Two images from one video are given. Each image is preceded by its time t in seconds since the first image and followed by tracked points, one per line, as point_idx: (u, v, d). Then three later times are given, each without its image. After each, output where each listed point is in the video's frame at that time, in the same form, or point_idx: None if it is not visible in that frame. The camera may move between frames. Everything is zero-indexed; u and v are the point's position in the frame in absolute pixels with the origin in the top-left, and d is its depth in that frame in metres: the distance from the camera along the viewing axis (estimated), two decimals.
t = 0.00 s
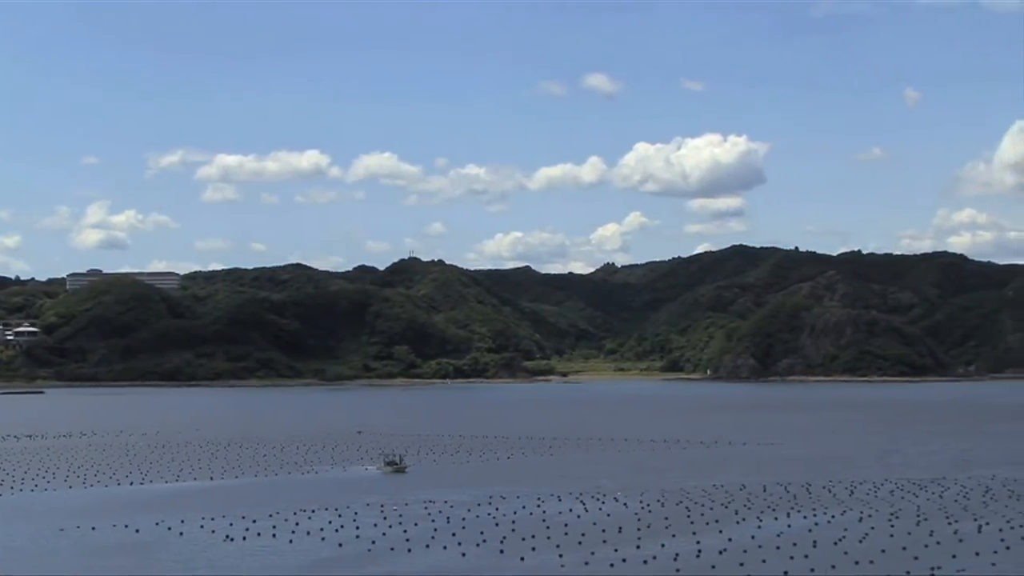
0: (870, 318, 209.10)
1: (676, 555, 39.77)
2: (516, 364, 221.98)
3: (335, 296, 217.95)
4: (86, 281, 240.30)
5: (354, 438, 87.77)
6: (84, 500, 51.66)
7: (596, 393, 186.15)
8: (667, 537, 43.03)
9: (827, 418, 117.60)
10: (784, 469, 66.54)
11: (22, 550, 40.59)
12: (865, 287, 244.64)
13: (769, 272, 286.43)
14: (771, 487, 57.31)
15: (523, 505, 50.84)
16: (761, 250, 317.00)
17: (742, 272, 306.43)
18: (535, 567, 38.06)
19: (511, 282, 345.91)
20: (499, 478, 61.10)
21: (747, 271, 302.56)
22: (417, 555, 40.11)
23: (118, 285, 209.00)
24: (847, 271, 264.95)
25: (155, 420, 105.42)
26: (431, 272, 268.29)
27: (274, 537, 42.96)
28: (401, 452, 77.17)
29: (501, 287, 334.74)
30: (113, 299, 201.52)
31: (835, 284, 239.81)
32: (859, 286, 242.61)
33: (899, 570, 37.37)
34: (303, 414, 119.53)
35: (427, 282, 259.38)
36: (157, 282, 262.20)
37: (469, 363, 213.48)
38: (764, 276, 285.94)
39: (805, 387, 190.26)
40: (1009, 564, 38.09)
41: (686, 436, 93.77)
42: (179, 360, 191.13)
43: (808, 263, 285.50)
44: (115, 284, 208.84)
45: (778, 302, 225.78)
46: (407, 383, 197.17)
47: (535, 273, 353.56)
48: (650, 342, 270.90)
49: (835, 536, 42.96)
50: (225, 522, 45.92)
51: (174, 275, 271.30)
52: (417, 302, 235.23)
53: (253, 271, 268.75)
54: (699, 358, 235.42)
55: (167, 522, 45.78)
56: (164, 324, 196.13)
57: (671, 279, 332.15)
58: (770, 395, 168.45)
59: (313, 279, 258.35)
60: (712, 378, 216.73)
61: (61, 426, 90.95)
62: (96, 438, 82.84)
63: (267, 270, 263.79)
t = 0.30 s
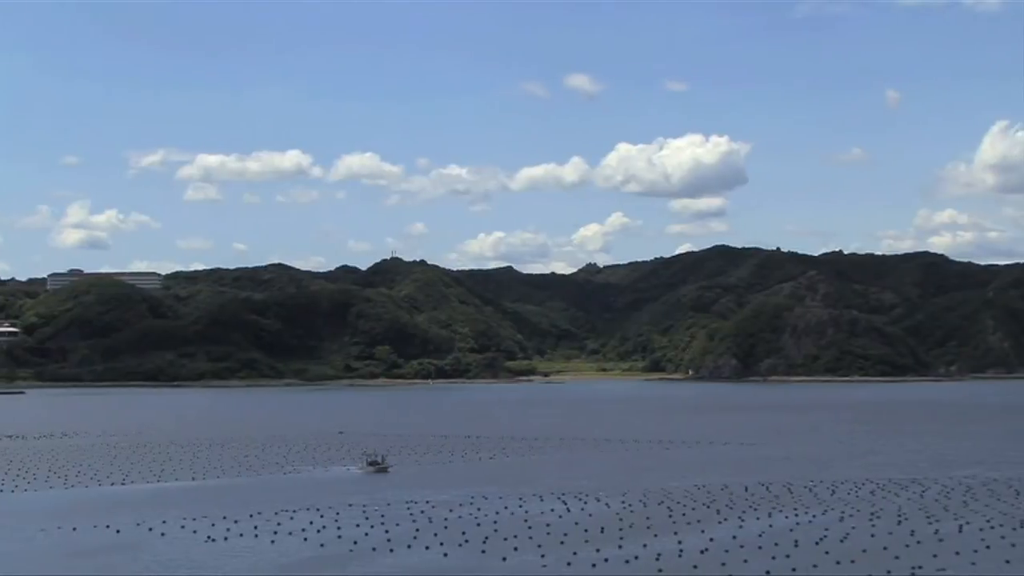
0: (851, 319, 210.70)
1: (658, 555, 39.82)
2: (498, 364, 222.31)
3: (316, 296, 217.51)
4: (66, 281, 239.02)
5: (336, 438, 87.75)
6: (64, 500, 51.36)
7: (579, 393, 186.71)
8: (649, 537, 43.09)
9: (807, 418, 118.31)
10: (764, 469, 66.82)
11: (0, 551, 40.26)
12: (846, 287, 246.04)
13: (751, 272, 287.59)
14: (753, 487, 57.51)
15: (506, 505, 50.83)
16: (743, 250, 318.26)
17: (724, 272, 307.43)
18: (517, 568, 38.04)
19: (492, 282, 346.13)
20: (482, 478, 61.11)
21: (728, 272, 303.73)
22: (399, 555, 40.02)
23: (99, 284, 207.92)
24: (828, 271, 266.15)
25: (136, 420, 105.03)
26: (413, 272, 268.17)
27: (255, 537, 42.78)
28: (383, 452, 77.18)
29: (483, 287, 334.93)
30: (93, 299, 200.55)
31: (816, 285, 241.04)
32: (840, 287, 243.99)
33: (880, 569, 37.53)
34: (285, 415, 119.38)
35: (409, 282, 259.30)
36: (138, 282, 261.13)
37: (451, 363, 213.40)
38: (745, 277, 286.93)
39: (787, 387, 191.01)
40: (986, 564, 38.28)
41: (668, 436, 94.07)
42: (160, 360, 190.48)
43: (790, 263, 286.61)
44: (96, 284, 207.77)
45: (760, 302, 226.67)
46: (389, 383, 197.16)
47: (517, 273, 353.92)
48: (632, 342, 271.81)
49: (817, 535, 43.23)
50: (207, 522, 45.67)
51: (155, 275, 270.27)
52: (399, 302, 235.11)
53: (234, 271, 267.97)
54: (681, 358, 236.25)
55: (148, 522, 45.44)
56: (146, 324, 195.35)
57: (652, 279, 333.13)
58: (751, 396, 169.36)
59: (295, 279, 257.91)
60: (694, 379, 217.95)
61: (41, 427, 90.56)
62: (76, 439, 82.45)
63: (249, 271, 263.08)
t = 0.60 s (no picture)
0: (831, 319, 211.53)
1: (638, 555, 39.88)
2: (479, 364, 222.25)
3: (297, 296, 216.68)
4: (44, 282, 237.44)
5: (316, 438, 87.58)
6: (43, 501, 51.13)
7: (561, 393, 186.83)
8: (629, 537, 43.15)
9: (788, 418, 118.67)
10: (744, 469, 66.98)
11: None
12: (827, 287, 247.10)
13: (731, 273, 288.49)
14: (733, 487, 57.63)
15: (487, 505, 50.83)
16: (723, 250, 319.25)
17: (704, 273, 308.33)
18: (498, 568, 38.03)
19: (473, 282, 346.00)
20: (463, 478, 61.10)
21: (708, 272, 304.57)
22: (380, 555, 39.97)
23: (78, 284, 206.60)
24: (808, 271, 267.36)
25: (115, 420, 104.51)
26: (394, 272, 267.71)
27: (236, 538, 42.62)
28: (363, 452, 77.06)
29: (464, 287, 334.71)
30: (73, 298, 199.26)
31: (797, 285, 242.07)
32: (821, 287, 245.00)
33: (859, 569, 37.65)
34: (265, 415, 119.02)
35: (390, 282, 258.83)
36: (117, 282, 259.71)
37: (432, 363, 213.16)
38: (726, 277, 287.78)
39: (767, 387, 191.77)
40: (965, 563, 38.53)
41: (650, 436, 94.13)
42: (140, 360, 189.49)
43: (770, 263, 287.64)
44: (75, 284, 206.46)
45: (740, 302, 227.23)
46: (370, 383, 196.74)
47: (497, 273, 353.94)
48: (613, 342, 272.36)
49: (797, 535, 43.35)
50: (187, 522, 45.47)
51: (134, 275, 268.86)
52: (379, 302, 234.61)
53: (214, 271, 266.83)
54: (661, 358, 236.63)
55: (128, 523, 45.18)
56: (126, 324, 194.26)
57: (633, 279, 333.72)
58: (731, 396, 169.83)
59: (275, 279, 257.06)
60: (674, 379, 218.78)
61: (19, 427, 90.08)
62: (55, 439, 82.04)
63: (229, 271, 262.00)
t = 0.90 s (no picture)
0: (813, 319, 212.37)
1: (621, 555, 39.95)
2: (462, 364, 222.37)
3: (280, 296, 215.97)
4: (26, 281, 236.28)
5: (299, 437, 87.64)
6: (25, 500, 51.02)
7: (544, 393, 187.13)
8: (611, 537, 43.26)
9: (769, 418, 119.13)
10: (726, 469, 67.20)
11: None
12: (809, 287, 248.10)
13: (714, 273, 289.34)
14: (716, 487, 57.80)
15: (470, 505, 50.88)
16: (705, 250, 320.19)
17: (687, 273, 309.19)
18: (481, 568, 38.07)
19: (456, 282, 345.97)
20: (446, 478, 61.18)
21: (691, 272, 305.47)
22: (363, 555, 39.96)
23: (60, 284, 205.65)
24: (790, 271, 268.49)
25: (97, 420, 104.26)
26: (377, 272, 267.35)
27: (218, 539, 42.39)
28: (346, 452, 77.13)
29: (447, 287, 334.63)
30: (54, 298, 198.28)
31: (779, 285, 243.00)
32: (803, 287, 245.94)
33: (842, 569, 37.81)
34: (247, 415, 118.83)
35: (373, 283, 258.47)
36: (99, 282, 258.55)
37: (414, 363, 213.16)
38: (708, 277, 288.71)
39: (750, 386, 192.60)
40: (947, 562, 38.79)
41: (633, 437, 94.29)
42: (122, 361, 188.96)
43: (752, 263, 288.71)
44: (57, 284, 205.50)
45: (723, 302, 227.83)
46: (353, 383, 196.53)
47: (480, 273, 354.03)
48: (596, 342, 273.01)
49: (779, 534, 43.59)
50: (168, 523, 45.19)
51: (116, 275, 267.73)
52: (362, 302, 234.32)
53: (196, 271, 265.91)
54: (644, 358, 237.10)
55: (110, 524, 44.89)
56: (108, 324, 193.60)
57: (616, 279, 334.35)
58: (713, 396, 170.39)
59: (258, 279, 256.43)
60: (657, 379, 219.63)
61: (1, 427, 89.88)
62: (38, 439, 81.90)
63: (211, 271, 261.12)
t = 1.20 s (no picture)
0: (797, 319, 213.09)
1: (606, 555, 39.99)
2: (447, 364, 222.41)
3: (264, 296, 215.46)
4: (9, 282, 235.21)
5: (284, 437, 87.61)
6: (9, 501, 50.85)
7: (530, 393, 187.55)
8: (596, 537, 43.29)
9: (753, 418, 119.51)
10: (711, 469, 67.37)
11: None
12: (793, 288, 249.03)
13: (699, 273, 290.09)
14: (700, 487, 57.92)
15: (455, 505, 50.91)
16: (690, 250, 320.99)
17: (672, 273, 309.84)
18: (466, 568, 38.04)
19: (441, 282, 345.87)
20: (431, 478, 61.17)
21: (676, 272, 306.22)
22: (348, 555, 39.92)
23: (44, 284, 204.79)
24: (774, 271, 269.46)
25: (82, 420, 104.07)
26: (362, 272, 267.07)
27: (202, 539, 42.23)
28: (331, 452, 77.13)
29: (432, 288, 334.55)
30: (38, 298, 197.44)
31: (764, 285, 243.68)
32: (787, 287, 246.81)
33: (827, 569, 37.93)
34: (232, 415, 118.67)
35: (358, 282, 258.09)
36: (82, 282, 257.63)
37: (399, 363, 212.95)
38: (693, 277, 289.42)
39: (734, 387, 193.19)
40: (931, 562, 38.99)
41: (618, 437, 94.43)
42: (107, 361, 188.37)
43: (737, 263, 289.46)
44: (41, 284, 204.64)
45: (708, 302, 228.42)
46: (338, 383, 196.33)
47: (465, 274, 354.03)
48: (581, 342, 273.41)
49: (764, 534, 43.71)
50: (151, 523, 45.02)
51: (100, 275, 266.71)
52: (347, 302, 234.02)
53: (181, 271, 265.15)
54: (628, 358, 237.59)
55: (93, 525, 44.70)
56: (91, 325, 192.88)
57: (601, 279, 334.86)
58: (699, 396, 170.80)
59: (242, 279, 255.84)
60: (642, 379, 220.08)
61: None
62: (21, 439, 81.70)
63: (196, 271, 260.43)
